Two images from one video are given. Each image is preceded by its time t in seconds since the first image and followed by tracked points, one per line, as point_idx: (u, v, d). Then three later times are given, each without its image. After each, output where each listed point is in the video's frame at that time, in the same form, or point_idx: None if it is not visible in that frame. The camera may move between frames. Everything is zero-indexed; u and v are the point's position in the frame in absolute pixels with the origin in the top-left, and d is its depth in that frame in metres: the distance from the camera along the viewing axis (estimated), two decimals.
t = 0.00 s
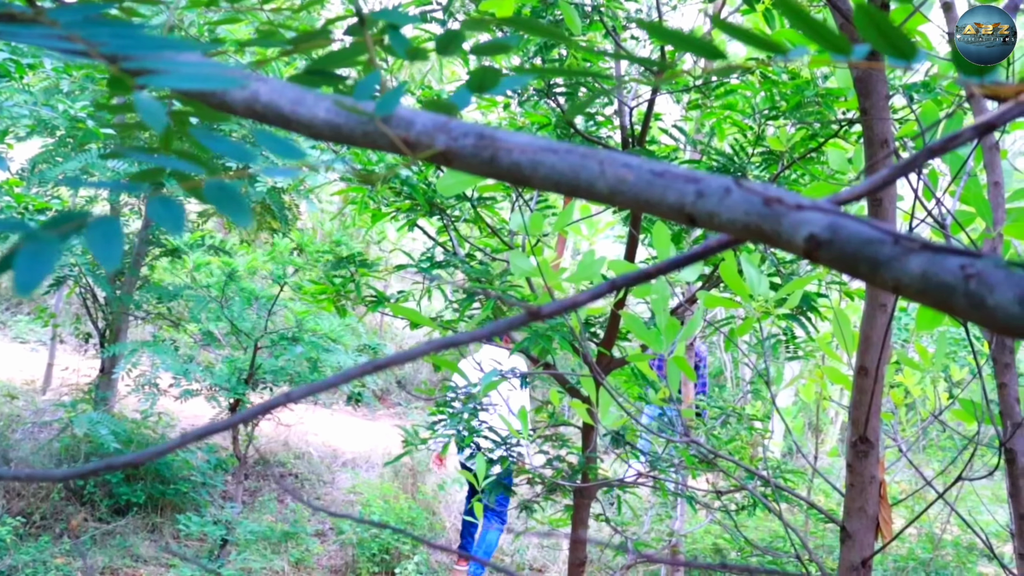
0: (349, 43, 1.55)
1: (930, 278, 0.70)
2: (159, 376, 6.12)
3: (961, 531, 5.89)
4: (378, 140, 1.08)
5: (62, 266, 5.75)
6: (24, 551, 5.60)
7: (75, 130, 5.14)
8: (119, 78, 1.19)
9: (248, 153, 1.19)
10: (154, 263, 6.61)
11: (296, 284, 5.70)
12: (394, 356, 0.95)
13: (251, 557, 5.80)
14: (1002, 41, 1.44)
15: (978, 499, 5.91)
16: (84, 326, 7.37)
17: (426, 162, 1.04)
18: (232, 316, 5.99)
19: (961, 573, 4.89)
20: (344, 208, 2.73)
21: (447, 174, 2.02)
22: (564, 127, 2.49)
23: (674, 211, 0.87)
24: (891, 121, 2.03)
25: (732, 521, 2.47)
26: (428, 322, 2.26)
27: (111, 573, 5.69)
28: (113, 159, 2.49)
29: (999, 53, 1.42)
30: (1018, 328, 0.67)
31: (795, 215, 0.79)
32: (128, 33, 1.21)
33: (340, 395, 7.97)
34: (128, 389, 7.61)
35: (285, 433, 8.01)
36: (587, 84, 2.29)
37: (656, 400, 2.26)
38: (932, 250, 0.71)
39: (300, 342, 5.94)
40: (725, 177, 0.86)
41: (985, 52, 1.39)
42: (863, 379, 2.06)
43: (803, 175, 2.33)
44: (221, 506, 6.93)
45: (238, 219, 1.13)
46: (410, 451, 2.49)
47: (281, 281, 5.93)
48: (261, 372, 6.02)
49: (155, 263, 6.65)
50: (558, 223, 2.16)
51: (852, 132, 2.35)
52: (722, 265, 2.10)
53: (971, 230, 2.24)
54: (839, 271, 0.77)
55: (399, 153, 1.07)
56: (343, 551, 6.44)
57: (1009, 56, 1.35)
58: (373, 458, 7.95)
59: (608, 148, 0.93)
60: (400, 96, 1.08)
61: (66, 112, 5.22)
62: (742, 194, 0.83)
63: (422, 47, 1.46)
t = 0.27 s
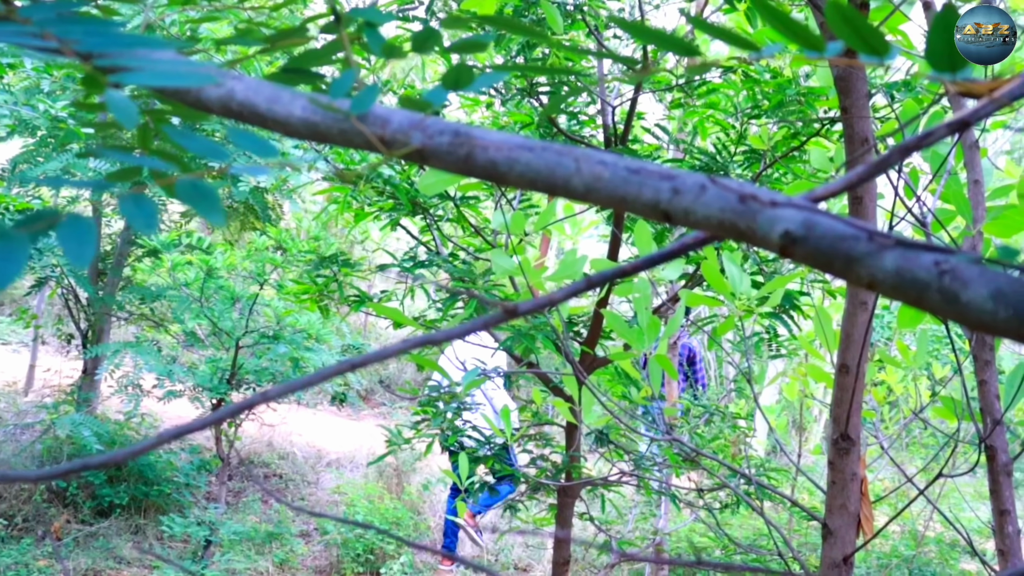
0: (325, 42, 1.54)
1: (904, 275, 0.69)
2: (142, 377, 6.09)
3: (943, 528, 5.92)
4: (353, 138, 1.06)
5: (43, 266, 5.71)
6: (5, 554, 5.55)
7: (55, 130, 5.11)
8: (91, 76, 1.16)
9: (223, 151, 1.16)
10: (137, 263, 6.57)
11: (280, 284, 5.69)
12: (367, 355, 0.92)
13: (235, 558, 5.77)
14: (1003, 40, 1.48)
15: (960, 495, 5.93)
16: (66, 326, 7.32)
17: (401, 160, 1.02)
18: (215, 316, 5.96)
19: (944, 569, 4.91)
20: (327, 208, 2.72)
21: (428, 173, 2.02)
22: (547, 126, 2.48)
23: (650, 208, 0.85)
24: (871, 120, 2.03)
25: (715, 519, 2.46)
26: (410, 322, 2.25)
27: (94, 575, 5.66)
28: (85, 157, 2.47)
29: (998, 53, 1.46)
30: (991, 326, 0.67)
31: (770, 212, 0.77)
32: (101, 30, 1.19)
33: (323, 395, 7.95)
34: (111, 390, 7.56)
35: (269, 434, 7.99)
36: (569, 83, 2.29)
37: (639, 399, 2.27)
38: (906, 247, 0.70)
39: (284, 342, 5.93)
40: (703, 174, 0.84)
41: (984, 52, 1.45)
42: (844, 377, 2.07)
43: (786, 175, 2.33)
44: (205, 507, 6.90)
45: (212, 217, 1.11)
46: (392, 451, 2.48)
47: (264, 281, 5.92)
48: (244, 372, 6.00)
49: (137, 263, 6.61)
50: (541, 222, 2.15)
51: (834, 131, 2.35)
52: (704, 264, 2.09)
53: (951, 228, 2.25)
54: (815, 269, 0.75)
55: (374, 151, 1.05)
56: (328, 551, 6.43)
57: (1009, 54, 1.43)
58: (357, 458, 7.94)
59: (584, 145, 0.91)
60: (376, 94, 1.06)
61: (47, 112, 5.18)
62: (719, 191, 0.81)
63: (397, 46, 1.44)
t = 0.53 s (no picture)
0: (304, 42, 1.54)
1: (881, 275, 0.70)
2: (126, 378, 6.06)
3: (927, 526, 5.95)
4: (332, 140, 1.04)
5: (25, 267, 5.68)
6: None
7: (38, 130, 5.08)
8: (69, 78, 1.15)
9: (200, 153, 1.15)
10: (120, 264, 6.54)
11: (264, 284, 5.68)
12: (348, 357, 0.90)
13: (220, 560, 5.75)
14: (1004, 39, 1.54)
15: (944, 493, 5.96)
16: (49, 327, 7.28)
17: (379, 162, 1.00)
18: (200, 317, 5.93)
19: (928, 567, 4.93)
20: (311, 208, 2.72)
21: (411, 173, 2.02)
22: (531, 126, 2.49)
23: (628, 210, 0.84)
24: (852, 119, 2.04)
25: (700, 518, 2.47)
26: (394, 323, 2.25)
27: None
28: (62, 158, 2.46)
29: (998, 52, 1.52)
30: (964, 325, 0.67)
31: (747, 213, 0.77)
32: (77, 32, 1.17)
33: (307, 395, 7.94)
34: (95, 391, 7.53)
35: (253, 434, 7.97)
36: (552, 84, 2.29)
37: (623, 398, 2.27)
38: (882, 247, 0.71)
39: (269, 343, 5.92)
40: (680, 175, 0.83)
41: (986, 52, 1.52)
42: (827, 376, 2.07)
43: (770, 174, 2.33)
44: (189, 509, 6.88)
45: (189, 219, 1.10)
46: (377, 452, 2.48)
47: (248, 282, 5.91)
48: (228, 373, 5.98)
49: (121, 264, 6.58)
50: (524, 222, 2.16)
51: (817, 130, 2.36)
52: (687, 263, 2.10)
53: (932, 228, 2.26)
54: (792, 269, 0.75)
55: (352, 153, 1.03)
56: (313, 552, 6.42)
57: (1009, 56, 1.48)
58: (343, 459, 7.94)
59: (561, 146, 0.90)
60: (355, 95, 1.05)
61: (29, 112, 5.16)
62: (696, 191, 0.81)
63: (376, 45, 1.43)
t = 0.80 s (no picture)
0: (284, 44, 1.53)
1: (858, 277, 0.70)
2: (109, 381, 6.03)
3: (910, 525, 5.99)
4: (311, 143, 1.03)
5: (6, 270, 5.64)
6: None
7: (18, 132, 5.05)
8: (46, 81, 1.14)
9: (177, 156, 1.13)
10: (103, 266, 6.50)
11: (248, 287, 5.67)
12: (331, 359, 0.90)
13: (203, 563, 5.73)
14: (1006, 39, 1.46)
15: (926, 493, 6.00)
16: (31, 330, 7.24)
17: (358, 165, 0.99)
18: (182, 319, 5.90)
19: (912, 566, 4.95)
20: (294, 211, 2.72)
21: (392, 176, 2.02)
22: (514, 128, 2.49)
23: (606, 212, 0.83)
24: (834, 121, 2.05)
25: (685, 518, 2.48)
26: (377, 325, 2.25)
27: None
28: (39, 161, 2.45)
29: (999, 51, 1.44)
30: (941, 327, 0.67)
31: (725, 216, 0.76)
32: (54, 35, 1.16)
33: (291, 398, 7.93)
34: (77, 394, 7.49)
35: (237, 437, 7.95)
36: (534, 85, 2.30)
37: (607, 399, 2.27)
38: (859, 249, 0.71)
39: (252, 345, 5.90)
40: (658, 177, 0.83)
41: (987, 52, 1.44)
42: (809, 377, 2.08)
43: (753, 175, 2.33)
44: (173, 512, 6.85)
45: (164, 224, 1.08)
46: (362, 454, 2.48)
47: (232, 285, 5.89)
48: (211, 376, 5.96)
49: (103, 266, 6.54)
50: (507, 224, 2.15)
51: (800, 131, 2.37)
52: (669, 265, 2.10)
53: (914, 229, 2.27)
54: (769, 271, 0.75)
55: (331, 156, 1.02)
56: (297, 555, 6.40)
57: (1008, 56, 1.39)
58: (327, 461, 7.93)
59: (541, 150, 0.89)
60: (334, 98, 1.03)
61: (10, 113, 5.13)
62: (674, 194, 0.81)
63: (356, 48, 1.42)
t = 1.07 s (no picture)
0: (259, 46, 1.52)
1: (833, 278, 0.71)
2: (91, 384, 5.99)
3: (893, 525, 6.03)
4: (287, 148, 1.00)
5: None
6: None
7: None
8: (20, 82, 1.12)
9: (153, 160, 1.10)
10: (84, 269, 6.46)
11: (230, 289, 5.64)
12: (314, 361, 0.90)
13: (186, 567, 5.70)
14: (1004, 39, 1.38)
15: (908, 493, 6.03)
16: (12, 334, 7.18)
17: (334, 169, 0.97)
18: (164, 322, 5.86)
19: (894, 566, 4.97)
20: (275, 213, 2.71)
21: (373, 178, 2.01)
22: (496, 130, 2.49)
23: (583, 215, 0.82)
24: (814, 123, 2.06)
25: (667, 520, 2.48)
26: (360, 327, 2.24)
27: None
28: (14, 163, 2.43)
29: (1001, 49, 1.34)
30: (916, 328, 0.69)
31: (701, 218, 0.76)
32: (26, 35, 1.12)
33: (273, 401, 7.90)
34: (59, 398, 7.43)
35: (220, 440, 7.92)
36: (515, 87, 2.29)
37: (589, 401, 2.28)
38: (834, 251, 0.71)
39: (235, 348, 5.88)
40: (635, 180, 0.82)
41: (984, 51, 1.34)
42: (791, 378, 2.08)
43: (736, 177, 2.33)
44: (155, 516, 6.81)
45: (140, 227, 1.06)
46: (343, 457, 2.47)
47: (213, 288, 5.86)
48: (194, 379, 5.92)
49: (85, 269, 6.50)
50: (489, 226, 2.15)
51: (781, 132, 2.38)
52: (652, 266, 2.10)
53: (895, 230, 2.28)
54: (746, 274, 0.75)
55: (306, 160, 0.99)
56: (281, 559, 6.38)
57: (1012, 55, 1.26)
58: (311, 464, 7.91)
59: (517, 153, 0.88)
60: (310, 101, 1.01)
61: None
62: (651, 197, 0.80)
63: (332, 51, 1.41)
